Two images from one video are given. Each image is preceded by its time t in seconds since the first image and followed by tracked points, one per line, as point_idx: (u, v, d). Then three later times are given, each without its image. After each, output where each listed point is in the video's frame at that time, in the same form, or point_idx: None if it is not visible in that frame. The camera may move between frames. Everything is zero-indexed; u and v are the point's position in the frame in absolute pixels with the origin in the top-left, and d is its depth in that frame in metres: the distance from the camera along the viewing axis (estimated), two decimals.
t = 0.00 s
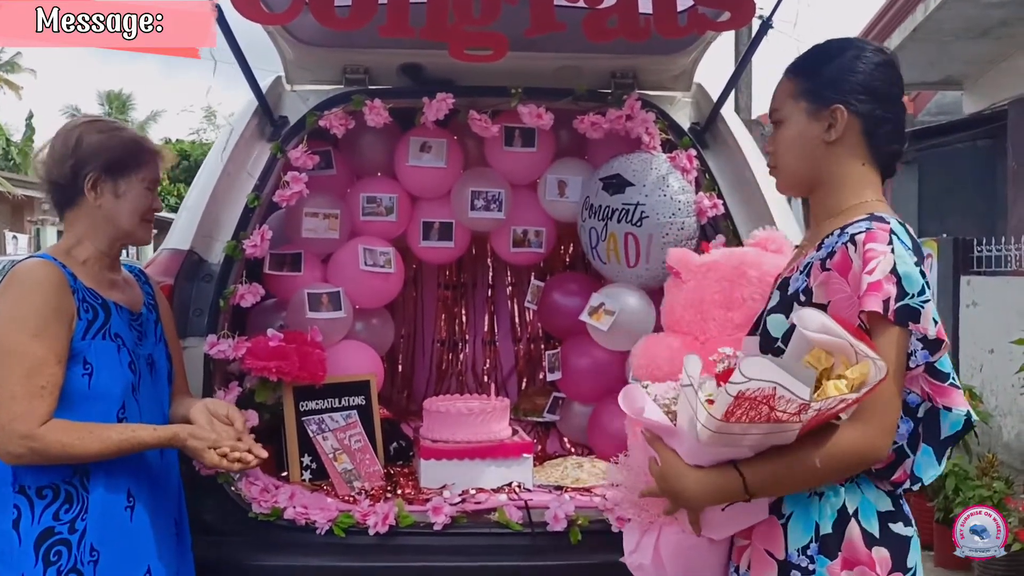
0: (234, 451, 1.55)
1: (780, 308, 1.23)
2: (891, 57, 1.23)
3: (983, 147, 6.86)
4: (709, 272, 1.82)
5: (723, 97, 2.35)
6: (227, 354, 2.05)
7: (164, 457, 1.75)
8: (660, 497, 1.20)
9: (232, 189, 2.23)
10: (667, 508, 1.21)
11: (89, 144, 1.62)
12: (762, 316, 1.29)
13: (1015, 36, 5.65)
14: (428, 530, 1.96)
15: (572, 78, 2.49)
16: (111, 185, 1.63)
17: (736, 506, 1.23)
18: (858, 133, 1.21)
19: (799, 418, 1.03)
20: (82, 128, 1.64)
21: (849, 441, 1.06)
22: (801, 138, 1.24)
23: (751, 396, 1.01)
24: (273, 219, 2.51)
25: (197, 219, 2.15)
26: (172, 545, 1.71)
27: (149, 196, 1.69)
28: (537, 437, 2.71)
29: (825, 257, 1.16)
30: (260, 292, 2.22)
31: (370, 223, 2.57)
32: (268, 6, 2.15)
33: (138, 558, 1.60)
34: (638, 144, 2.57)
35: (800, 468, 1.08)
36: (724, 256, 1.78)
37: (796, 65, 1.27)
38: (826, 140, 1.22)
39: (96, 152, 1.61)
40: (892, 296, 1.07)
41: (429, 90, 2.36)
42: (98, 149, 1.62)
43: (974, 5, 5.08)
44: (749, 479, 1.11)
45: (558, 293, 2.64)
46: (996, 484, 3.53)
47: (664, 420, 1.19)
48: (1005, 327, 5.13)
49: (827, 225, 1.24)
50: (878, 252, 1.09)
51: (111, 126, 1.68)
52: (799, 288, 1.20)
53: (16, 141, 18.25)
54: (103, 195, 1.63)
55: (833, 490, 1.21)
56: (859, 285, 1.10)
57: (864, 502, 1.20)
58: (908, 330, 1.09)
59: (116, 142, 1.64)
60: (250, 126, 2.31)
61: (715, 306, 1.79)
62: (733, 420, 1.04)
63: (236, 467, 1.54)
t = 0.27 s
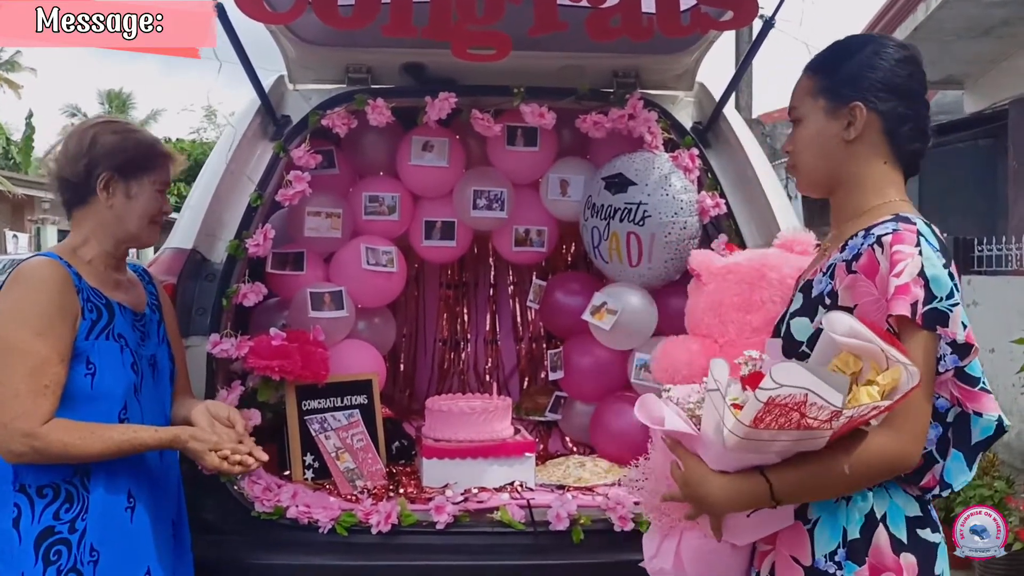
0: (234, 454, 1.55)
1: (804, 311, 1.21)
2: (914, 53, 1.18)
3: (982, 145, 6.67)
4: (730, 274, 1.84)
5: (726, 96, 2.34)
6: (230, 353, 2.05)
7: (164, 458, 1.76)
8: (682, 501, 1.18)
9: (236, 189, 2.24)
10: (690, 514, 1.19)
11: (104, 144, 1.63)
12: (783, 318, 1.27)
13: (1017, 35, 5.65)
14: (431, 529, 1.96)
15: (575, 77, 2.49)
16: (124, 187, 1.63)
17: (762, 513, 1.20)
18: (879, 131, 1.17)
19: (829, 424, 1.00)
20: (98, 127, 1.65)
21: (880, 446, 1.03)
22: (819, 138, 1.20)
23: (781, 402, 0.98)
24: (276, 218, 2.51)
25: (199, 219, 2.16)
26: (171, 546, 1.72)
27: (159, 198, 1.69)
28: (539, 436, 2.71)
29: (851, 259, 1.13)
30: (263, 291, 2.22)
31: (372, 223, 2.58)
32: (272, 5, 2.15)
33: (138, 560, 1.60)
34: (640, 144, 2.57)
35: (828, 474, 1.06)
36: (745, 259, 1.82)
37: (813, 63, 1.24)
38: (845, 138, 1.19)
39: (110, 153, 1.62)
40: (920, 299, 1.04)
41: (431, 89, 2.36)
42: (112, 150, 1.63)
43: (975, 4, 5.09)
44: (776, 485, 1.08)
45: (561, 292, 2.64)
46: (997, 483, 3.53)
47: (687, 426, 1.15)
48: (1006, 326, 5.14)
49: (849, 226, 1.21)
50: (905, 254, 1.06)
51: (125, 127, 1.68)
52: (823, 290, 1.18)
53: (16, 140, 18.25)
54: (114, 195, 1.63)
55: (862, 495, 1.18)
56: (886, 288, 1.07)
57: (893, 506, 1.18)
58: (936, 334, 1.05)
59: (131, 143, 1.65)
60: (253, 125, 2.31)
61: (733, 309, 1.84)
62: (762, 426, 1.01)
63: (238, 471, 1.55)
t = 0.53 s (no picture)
0: (233, 453, 1.55)
1: (818, 312, 1.21)
2: (928, 51, 1.18)
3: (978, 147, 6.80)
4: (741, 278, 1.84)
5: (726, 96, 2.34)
6: (229, 352, 2.05)
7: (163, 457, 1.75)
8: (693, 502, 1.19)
9: (235, 188, 2.23)
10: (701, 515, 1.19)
11: (101, 143, 1.62)
12: (797, 319, 1.27)
13: (1017, 36, 5.65)
14: (430, 529, 1.97)
15: (574, 76, 2.48)
16: (120, 185, 1.63)
17: (769, 516, 1.20)
18: (892, 129, 1.16)
19: (831, 423, 1.00)
20: (97, 126, 1.64)
21: (887, 447, 1.01)
22: (832, 137, 1.21)
23: (779, 399, 0.99)
24: (275, 217, 2.51)
25: (200, 219, 2.16)
26: (168, 545, 1.72)
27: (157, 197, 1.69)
28: (539, 436, 2.72)
29: (865, 260, 1.14)
30: (262, 290, 2.23)
31: (372, 222, 2.58)
32: (272, 4, 2.15)
33: (136, 559, 1.60)
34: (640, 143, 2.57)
35: (835, 475, 1.04)
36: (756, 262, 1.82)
37: (827, 60, 1.24)
38: (858, 138, 1.19)
39: (106, 151, 1.61)
40: (933, 300, 1.03)
41: (432, 88, 2.36)
42: (109, 148, 1.62)
43: (976, 4, 5.09)
44: (783, 486, 1.08)
45: (561, 292, 2.64)
46: (997, 483, 3.53)
47: (694, 427, 1.18)
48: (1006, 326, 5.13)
49: (862, 226, 1.22)
50: (919, 254, 1.06)
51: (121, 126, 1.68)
52: (837, 291, 1.18)
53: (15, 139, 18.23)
54: (111, 194, 1.62)
55: (878, 497, 1.18)
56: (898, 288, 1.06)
57: (910, 510, 1.17)
58: (950, 336, 1.04)
59: (127, 142, 1.64)
60: (253, 124, 2.31)
61: (746, 312, 1.83)
62: (762, 424, 1.02)
63: (236, 469, 1.54)
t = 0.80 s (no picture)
0: (227, 452, 1.54)
1: (824, 314, 1.21)
2: (936, 50, 1.18)
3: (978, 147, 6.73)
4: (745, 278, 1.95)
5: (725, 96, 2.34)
6: (227, 352, 2.05)
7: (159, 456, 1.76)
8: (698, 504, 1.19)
9: (232, 188, 2.22)
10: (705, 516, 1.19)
11: (94, 142, 1.62)
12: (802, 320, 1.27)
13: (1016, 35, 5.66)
14: (428, 528, 1.97)
15: (572, 77, 2.48)
16: (114, 184, 1.63)
17: (775, 519, 1.20)
18: (898, 129, 1.17)
19: (841, 427, 1.00)
20: (91, 125, 1.64)
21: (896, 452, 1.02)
22: (839, 137, 1.21)
23: (789, 403, 0.99)
24: (273, 217, 2.51)
25: (198, 218, 2.14)
26: (164, 546, 1.72)
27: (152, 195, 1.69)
28: (537, 435, 2.70)
29: (872, 260, 1.13)
30: (261, 290, 2.23)
31: (370, 222, 2.58)
32: (270, 4, 2.16)
33: (132, 558, 1.59)
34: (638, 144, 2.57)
35: (843, 479, 1.05)
36: (761, 262, 1.92)
37: (834, 61, 1.24)
38: (865, 138, 1.19)
39: (100, 151, 1.61)
40: (941, 302, 1.03)
41: (429, 88, 2.36)
42: (103, 148, 1.62)
43: (975, 4, 5.09)
44: (791, 489, 1.08)
45: (559, 291, 2.64)
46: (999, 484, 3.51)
47: (700, 428, 1.16)
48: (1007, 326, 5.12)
49: (869, 227, 1.21)
50: (927, 254, 1.06)
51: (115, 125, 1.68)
52: (844, 292, 1.18)
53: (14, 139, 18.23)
54: (106, 193, 1.63)
55: (885, 499, 1.18)
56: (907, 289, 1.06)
57: (916, 512, 1.18)
58: (959, 338, 1.05)
59: (121, 141, 1.64)
60: (251, 124, 2.31)
61: (752, 312, 1.94)
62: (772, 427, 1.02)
63: (231, 468, 1.54)
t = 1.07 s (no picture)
0: (226, 452, 1.55)
1: (829, 314, 1.22)
2: (943, 50, 1.19)
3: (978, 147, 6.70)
4: (756, 272, 1.84)
5: (725, 96, 2.34)
6: (227, 352, 2.05)
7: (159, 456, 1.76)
8: (702, 505, 1.18)
9: (232, 189, 2.23)
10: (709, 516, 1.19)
11: (92, 143, 1.62)
12: (807, 320, 1.28)
13: (1016, 36, 5.66)
14: (428, 529, 1.98)
15: (572, 77, 2.48)
16: (113, 184, 1.63)
17: (780, 520, 1.21)
18: (904, 129, 1.17)
19: (845, 430, 1.01)
20: (89, 126, 1.65)
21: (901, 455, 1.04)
22: (844, 136, 1.21)
23: (793, 407, 1.00)
24: (273, 218, 2.51)
25: (199, 219, 2.15)
26: (163, 546, 1.72)
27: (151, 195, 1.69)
28: (537, 435, 2.71)
29: (877, 261, 1.14)
30: (261, 290, 2.24)
31: (370, 222, 2.58)
32: (270, 5, 2.16)
33: (131, 558, 1.60)
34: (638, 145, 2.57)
35: (848, 482, 1.06)
36: (766, 257, 1.85)
37: (838, 62, 1.25)
38: (870, 137, 1.19)
39: (98, 152, 1.62)
40: (946, 304, 1.04)
41: (429, 88, 2.37)
42: (101, 149, 1.62)
43: (975, 5, 5.09)
44: (795, 492, 1.09)
45: (558, 292, 2.64)
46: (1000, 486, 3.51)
47: (704, 431, 1.16)
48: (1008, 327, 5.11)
49: (875, 227, 1.22)
50: (933, 257, 1.07)
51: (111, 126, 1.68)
52: (849, 292, 1.19)
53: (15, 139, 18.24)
54: (104, 193, 1.63)
55: (889, 501, 1.19)
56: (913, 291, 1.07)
57: (920, 513, 1.19)
58: (965, 340, 1.05)
59: (118, 141, 1.65)
60: (251, 125, 2.31)
61: (762, 309, 1.83)
62: (776, 431, 1.02)
63: (230, 469, 1.55)
